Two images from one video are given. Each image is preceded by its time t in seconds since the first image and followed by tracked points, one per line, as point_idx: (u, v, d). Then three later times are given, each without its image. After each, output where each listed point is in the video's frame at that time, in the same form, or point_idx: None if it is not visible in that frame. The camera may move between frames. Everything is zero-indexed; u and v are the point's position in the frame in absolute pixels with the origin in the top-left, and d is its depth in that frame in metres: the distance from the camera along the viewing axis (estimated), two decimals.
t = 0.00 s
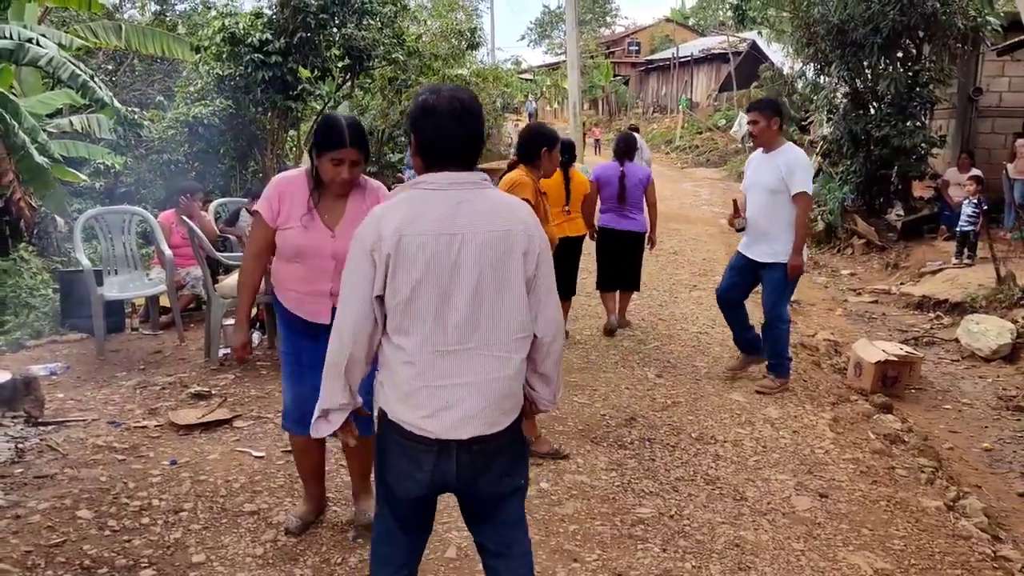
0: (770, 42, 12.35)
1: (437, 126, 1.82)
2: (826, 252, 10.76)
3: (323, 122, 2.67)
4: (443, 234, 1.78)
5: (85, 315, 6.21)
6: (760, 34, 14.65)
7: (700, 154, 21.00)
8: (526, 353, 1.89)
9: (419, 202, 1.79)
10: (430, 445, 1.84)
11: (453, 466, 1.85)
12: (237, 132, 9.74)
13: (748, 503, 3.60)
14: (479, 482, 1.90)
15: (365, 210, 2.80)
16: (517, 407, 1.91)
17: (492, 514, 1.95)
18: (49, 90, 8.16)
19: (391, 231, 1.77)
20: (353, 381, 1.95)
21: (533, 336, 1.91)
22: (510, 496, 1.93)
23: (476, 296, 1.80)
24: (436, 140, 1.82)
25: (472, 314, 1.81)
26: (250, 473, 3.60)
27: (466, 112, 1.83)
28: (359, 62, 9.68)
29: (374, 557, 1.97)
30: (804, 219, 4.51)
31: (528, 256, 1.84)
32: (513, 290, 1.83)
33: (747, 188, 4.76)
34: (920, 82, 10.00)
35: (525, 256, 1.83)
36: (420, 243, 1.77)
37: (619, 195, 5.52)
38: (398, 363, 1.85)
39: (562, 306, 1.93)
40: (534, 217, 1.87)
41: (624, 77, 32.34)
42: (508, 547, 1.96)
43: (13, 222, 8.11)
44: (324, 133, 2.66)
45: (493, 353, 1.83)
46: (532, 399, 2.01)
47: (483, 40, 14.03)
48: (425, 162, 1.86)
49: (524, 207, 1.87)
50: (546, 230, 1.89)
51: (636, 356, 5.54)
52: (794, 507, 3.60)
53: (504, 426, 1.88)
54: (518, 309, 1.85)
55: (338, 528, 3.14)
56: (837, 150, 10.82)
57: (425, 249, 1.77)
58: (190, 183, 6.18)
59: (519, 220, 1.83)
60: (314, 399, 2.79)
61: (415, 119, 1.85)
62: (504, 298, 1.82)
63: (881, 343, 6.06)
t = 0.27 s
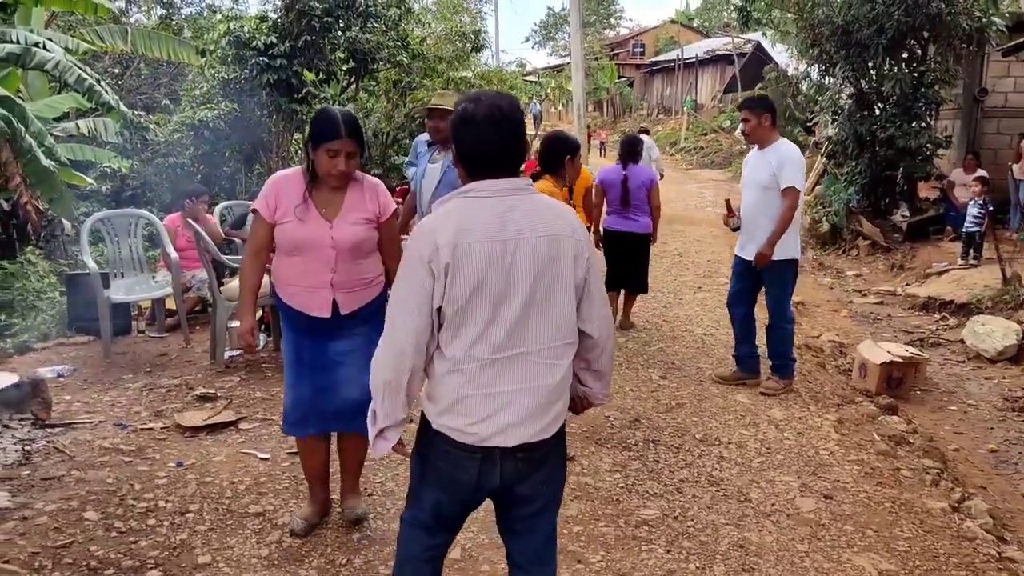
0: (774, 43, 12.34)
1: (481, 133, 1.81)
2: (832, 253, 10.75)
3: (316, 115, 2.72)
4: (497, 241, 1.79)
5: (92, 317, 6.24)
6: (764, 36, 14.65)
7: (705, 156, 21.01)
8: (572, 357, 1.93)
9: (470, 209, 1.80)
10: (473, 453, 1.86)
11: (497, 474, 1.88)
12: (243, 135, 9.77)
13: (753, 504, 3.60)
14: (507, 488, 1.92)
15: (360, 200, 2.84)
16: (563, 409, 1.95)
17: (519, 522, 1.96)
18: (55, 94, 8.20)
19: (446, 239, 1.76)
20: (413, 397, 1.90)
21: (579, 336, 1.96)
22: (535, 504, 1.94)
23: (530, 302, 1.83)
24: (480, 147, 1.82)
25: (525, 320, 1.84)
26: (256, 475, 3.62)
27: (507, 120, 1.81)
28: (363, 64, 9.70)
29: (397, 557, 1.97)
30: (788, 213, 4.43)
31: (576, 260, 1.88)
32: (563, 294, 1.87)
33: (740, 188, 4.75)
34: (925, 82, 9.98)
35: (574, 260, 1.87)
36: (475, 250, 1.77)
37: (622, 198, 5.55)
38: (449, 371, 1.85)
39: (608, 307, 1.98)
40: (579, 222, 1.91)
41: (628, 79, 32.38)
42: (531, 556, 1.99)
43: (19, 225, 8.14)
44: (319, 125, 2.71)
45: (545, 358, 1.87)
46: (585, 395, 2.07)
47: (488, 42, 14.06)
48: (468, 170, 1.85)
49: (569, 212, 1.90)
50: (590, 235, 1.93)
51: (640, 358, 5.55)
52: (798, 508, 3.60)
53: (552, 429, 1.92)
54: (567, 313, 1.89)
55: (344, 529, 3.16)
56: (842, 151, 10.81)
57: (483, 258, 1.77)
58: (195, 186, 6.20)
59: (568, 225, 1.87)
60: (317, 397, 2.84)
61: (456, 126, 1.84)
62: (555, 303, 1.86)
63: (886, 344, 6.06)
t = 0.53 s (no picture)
0: (782, 43, 12.31)
1: (507, 137, 1.83)
2: (839, 254, 10.73)
3: (334, 128, 2.71)
4: (522, 248, 1.79)
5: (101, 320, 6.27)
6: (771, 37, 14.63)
7: (712, 158, 20.99)
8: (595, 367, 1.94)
9: (496, 216, 1.80)
10: (499, 467, 1.85)
11: (522, 486, 1.87)
12: (250, 138, 9.80)
13: (760, 506, 3.60)
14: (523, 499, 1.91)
15: (374, 216, 2.82)
16: (585, 422, 1.95)
17: (533, 530, 1.96)
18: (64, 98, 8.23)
19: (471, 245, 1.77)
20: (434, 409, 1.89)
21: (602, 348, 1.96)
22: (550, 511, 1.94)
23: (554, 311, 1.83)
24: (507, 153, 1.83)
25: (548, 329, 1.84)
26: (263, 477, 3.63)
27: (536, 125, 1.84)
28: (370, 67, 9.60)
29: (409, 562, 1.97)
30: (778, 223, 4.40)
31: (600, 271, 1.89)
32: (587, 305, 1.87)
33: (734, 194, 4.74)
34: (933, 83, 9.94)
35: (597, 271, 1.88)
36: (500, 257, 1.77)
37: (624, 196, 5.60)
38: (473, 381, 1.85)
39: (629, 320, 1.99)
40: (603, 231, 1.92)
41: (635, 81, 32.37)
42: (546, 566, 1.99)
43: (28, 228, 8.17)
44: (336, 139, 2.71)
45: (567, 368, 1.87)
46: (600, 406, 2.09)
47: (495, 45, 14.08)
48: (494, 176, 1.86)
49: (593, 222, 1.91)
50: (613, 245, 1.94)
51: (647, 360, 5.55)
52: (806, 510, 3.59)
53: (574, 443, 1.92)
54: (590, 325, 1.89)
55: (351, 531, 3.17)
56: (849, 153, 10.78)
57: (507, 264, 1.78)
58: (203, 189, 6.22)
59: (592, 233, 1.88)
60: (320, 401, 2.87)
61: (482, 132, 1.86)
62: (578, 313, 1.86)
63: (895, 346, 6.04)
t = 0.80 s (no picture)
0: (789, 45, 12.28)
1: (508, 137, 1.81)
2: (848, 256, 10.69)
3: (335, 127, 2.72)
4: (523, 252, 1.79)
5: (110, 323, 6.29)
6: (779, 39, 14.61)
7: (719, 160, 20.96)
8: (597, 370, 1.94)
9: (496, 218, 1.79)
10: (503, 473, 1.85)
11: (527, 487, 1.88)
12: (259, 141, 9.82)
13: (768, 509, 3.59)
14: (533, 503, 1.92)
15: (371, 214, 2.83)
16: (586, 426, 1.96)
17: (539, 533, 1.97)
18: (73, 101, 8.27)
19: (473, 249, 1.75)
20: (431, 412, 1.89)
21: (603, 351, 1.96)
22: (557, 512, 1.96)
23: (555, 315, 1.83)
24: (509, 154, 1.81)
25: (550, 334, 1.84)
26: (272, 479, 3.64)
27: (540, 125, 1.82)
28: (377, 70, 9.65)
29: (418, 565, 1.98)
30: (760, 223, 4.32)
31: (601, 273, 1.89)
32: (587, 308, 1.88)
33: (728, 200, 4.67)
34: (942, 84, 9.90)
35: (597, 274, 1.88)
36: (501, 261, 1.77)
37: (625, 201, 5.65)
38: (474, 387, 1.84)
39: (631, 323, 1.99)
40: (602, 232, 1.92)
41: (642, 83, 32.36)
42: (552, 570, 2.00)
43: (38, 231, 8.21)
44: (336, 138, 2.71)
45: (569, 373, 1.87)
46: (607, 418, 2.08)
47: (502, 47, 14.10)
48: (495, 177, 1.85)
49: (593, 225, 1.91)
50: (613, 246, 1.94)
51: (655, 362, 5.55)
52: (815, 513, 3.58)
53: (574, 447, 1.93)
54: (591, 328, 1.89)
55: (359, 533, 3.17)
56: (858, 155, 10.76)
57: (507, 268, 1.77)
58: (211, 192, 6.24)
59: (593, 235, 1.88)
60: (317, 400, 2.88)
61: (482, 132, 1.84)
62: (579, 317, 1.87)
63: (904, 348, 6.02)
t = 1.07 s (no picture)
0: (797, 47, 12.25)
1: (485, 141, 1.80)
2: (856, 259, 10.67)
3: (323, 131, 2.66)
4: (501, 260, 1.77)
5: (118, 324, 6.32)
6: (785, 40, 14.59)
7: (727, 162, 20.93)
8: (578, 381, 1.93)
9: (474, 225, 1.78)
10: (483, 488, 1.85)
11: (506, 504, 1.88)
12: (266, 144, 9.84)
13: (776, 512, 3.58)
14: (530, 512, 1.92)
15: (361, 218, 2.78)
16: (568, 436, 1.95)
17: (539, 539, 1.97)
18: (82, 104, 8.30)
19: (448, 257, 1.75)
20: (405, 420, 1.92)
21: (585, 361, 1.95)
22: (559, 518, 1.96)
23: (535, 324, 1.82)
24: (486, 159, 1.81)
25: (529, 344, 1.82)
26: (279, 481, 3.64)
27: (518, 128, 1.82)
28: (384, 72, 9.74)
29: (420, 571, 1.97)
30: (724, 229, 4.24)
31: (582, 281, 1.88)
32: (568, 317, 1.86)
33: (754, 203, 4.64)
34: (950, 86, 9.86)
35: (579, 282, 1.87)
36: (478, 269, 1.75)
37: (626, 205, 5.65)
38: (452, 397, 1.84)
39: (614, 332, 1.98)
40: (584, 239, 1.90)
41: (649, 84, 32.34)
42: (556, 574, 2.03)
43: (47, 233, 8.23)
44: (325, 143, 2.65)
45: (549, 384, 1.86)
46: (593, 426, 2.15)
47: (508, 49, 14.11)
48: (473, 181, 1.84)
49: (574, 232, 1.89)
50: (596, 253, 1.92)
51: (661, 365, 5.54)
52: (823, 517, 3.57)
53: (555, 458, 1.92)
54: (572, 337, 1.88)
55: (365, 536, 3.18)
56: (865, 156, 10.73)
57: (485, 276, 1.76)
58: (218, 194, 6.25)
59: (575, 243, 1.86)
60: (321, 407, 2.83)
61: (460, 135, 1.83)
62: (559, 327, 1.86)
63: (912, 351, 6.00)
